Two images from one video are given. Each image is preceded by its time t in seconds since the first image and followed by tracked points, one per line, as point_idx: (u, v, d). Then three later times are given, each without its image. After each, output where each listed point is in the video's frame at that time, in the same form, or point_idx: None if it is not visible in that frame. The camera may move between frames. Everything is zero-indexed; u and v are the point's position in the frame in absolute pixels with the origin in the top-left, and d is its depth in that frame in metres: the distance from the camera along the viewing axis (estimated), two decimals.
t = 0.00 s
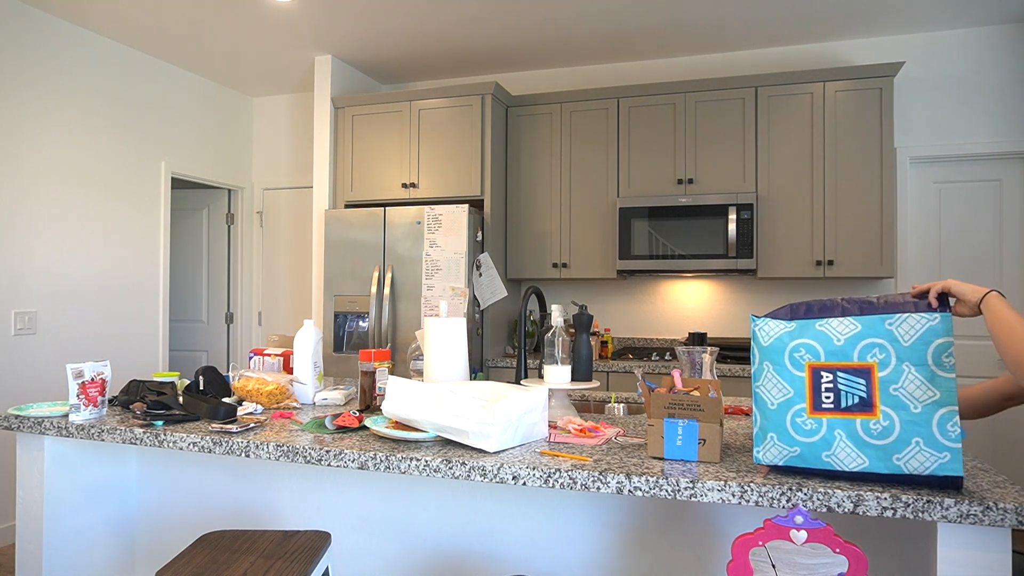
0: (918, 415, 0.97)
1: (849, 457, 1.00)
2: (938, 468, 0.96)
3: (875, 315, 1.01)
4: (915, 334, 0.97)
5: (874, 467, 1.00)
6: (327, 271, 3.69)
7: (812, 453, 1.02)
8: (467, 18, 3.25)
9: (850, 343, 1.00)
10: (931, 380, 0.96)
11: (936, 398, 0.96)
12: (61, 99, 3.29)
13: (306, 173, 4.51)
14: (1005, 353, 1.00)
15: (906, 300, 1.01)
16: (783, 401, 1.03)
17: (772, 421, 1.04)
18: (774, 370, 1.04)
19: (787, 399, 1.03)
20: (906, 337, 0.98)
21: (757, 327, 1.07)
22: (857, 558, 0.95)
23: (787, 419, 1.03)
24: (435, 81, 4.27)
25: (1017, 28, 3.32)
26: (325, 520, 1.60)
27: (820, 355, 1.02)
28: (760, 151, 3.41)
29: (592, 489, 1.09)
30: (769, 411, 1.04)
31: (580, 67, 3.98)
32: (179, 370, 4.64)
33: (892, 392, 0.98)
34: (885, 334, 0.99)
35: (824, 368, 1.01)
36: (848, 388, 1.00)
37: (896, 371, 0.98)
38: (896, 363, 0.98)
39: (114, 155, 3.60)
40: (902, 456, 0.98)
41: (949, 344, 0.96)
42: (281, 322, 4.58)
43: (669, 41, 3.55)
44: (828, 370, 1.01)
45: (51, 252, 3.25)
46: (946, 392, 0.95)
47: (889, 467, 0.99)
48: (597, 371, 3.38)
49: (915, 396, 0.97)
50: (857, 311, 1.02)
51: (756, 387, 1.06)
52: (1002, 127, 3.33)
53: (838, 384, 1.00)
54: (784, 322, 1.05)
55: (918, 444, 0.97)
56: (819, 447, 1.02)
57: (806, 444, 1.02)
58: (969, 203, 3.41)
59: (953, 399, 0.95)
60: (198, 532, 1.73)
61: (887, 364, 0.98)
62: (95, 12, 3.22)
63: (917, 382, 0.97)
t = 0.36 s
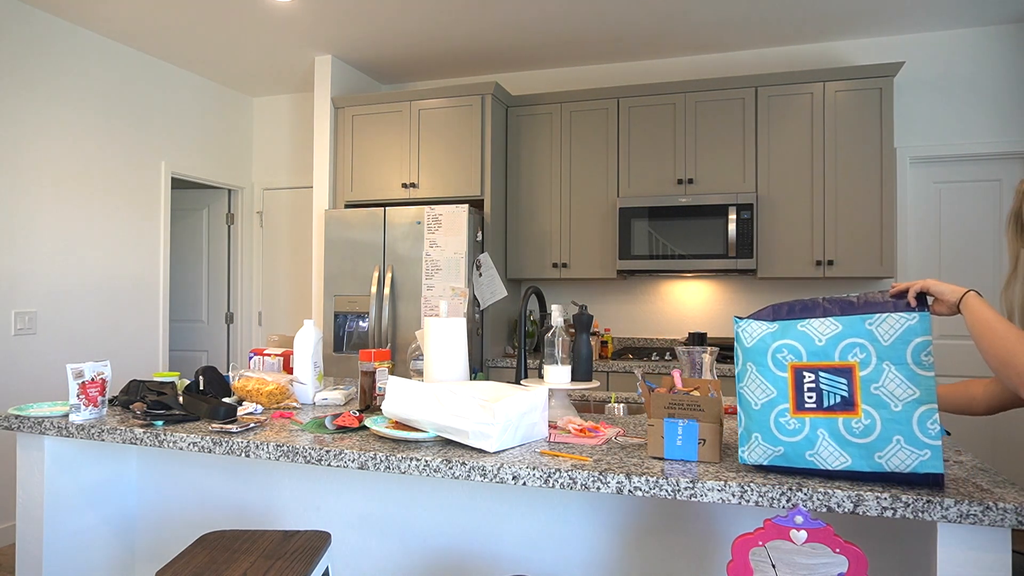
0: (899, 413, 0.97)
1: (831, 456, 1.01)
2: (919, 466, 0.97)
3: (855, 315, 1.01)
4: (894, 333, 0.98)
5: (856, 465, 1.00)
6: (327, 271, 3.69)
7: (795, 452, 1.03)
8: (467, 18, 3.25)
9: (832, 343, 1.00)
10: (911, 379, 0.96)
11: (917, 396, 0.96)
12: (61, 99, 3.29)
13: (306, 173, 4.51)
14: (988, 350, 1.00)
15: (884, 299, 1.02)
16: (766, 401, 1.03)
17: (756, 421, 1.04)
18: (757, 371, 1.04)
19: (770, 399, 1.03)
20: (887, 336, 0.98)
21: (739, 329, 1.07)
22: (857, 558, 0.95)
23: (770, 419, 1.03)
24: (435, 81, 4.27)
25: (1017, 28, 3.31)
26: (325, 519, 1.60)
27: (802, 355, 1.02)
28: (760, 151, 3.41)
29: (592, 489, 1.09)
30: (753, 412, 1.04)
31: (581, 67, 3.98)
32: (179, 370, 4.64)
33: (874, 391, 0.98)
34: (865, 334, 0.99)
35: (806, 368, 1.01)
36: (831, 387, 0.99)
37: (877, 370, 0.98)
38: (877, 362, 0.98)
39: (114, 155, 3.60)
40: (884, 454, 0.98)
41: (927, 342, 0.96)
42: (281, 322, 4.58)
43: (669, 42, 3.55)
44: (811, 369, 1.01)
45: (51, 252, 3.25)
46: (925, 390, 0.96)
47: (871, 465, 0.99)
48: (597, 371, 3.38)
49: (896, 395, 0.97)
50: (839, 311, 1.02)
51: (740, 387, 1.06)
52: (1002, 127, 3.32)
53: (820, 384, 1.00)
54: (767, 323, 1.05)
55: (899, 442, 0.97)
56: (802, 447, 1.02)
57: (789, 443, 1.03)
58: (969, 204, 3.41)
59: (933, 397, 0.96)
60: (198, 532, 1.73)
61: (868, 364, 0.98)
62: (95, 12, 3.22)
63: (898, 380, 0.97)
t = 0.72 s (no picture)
0: (894, 413, 0.97)
1: (825, 453, 1.01)
2: (912, 466, 0.97)
3: (854, 314, 1.00)
4: (892, 333, 0.97)
5: (850, 463, 1.00)
6: (327, 271, 3.69)
7: (790, 448, 1.04)
8: (467, 18, 3.25)
9: (829, 341, 1.01)
10: (907, 380, 0.96)
11: (912, 397, 0.96)
12: (61, 99, 3.29)
13: (306, 173, 4.51)
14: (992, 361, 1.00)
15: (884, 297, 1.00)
16: (762, 397, 1.04)
17: (752, 416, 1.06)
18: (754, 367, 1.05)
19: (766, 395, 1.04)
20: (884, 336, 0.98)
21: (739, 325, 1.08)
22: (857, 558, 0.95)
23: (765, 414, 1.04)
24: (436, 81, 4.27)
25: (1017, 28, 3.31)
26: (325, 520, 1.60)
27: (799, 352, 1.02)
28: (760, 151, 3.41)
29: (592, 489, 1.09)
30: (750, 406, 1.06)
31: (581, 67, 3.98)
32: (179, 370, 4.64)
33: (869, 390, 0.98)
34: (863, 333, 0.99)
35: (802, 365, 1.02)
36: (827, 385, 1.00)
37: (873, 369, 0.98)
38: (874, 362, 0.98)
39: (114, 155, 3.60)
40: (877, 453, 0.98)
41: (925, 343, 0.96)
42: (281, 322, 4.58)
43: (669, 41, 3.55)
44: (807, 367, 1.02)
45: (51, 251, 3.25)
46: (921, 391, 0.95)
47: (865, 463, 0.99)
48: (597, 371, 3.38)
49: (891, 394, 0.97)
50: (837, 309, 1.02)
51: (737, 382, 1.07)
52: (1002, 126, 3.32)
53: (816, 381, 1.01)
54: (766, 320, 1.06)
55: (893, 441, 0.97)
56: (796, 443, 1.03)
57: (783, 439, 1.04)
58: (969, 203, 3.42)
59: (928, 398, 0.95)
60: (198, 532, 1.73)
61: (864, 363, 0.98)
62: (95, 12, 3.22)
63: (893, 380, 0.97)
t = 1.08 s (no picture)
0: (919, 420, 0.96)
1: (850, 462, 1.00)
2: (938, 468, 0.97)
3: (868, 322, 0.99)
4: (911, 339, 0.97)
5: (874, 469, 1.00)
6: (327, 271, 3.69)
7: (811, 460, 1.02)
8: (467, 18, 3.25)
9: (845, 352, 0.99)
10: (931, 385, 0.96)
11: (936, 402, 0.96)
12: (61, 99, 3.29)
13: (307, 173, 4.51)
14: (997, 351, 0.90)
15: (892, 306, 1.01)
16: (780, 412, 1.02)
17: (770, 431, 1.03)
18: (768, 382, 1.02)
19: (783, 410, 1.01)
20: (903, 342, 0.97)
21: (747, 337, 1.05)
22: (857, 558, 0.95)
23: (783, 429, 1.02)
24: (436, 81, 4.27)
25: (1017, 28, 3.31)
26: (326, 520, 1.60)
27: (815, 364, 1.00)
28: (760, 151, 3.41)
29: (592, 489, 1.09)
30: (766, 421, 1.03)
31: (581, 67, 3.98)
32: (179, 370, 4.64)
33: (892, 399, 0.97)
34: (880, 341, 0.98)
35: (819, 378, 1.00)
36: (846, 397, 0.98)
37: (895, 377, 0.97)
38: (895, 369, 0.97)
39: (114, 155, 3.60)
40: (903, 458, 0.98)
41: (947, 346, 0.96)
42: (281, 322, 4.58)
43: (669, 41, 3.55)
44: (824, 379, 0.99)
45: (51, 251, 3.25)
46: (946, 395, 0.96)
47: (891, 467, 0.99)
48: (597, 371, 3.38)
49: (916, 402, 0.96)
50: (850, 317, 1.00)
51: (751, 398, 1.05)
52: (1002, 126, 3.32)
53: (834, 394, 0.99)
54: (776, 330, 1.02)
55: (919, 446, 0.97)
56: (818, 455, 1.01)
57: (805, 452, 1.02)
58: (969, 203, 3.41)
59: (953, 401, 0.96)
60: (198, 532, 1.73)
61: (885, 372, 0.97)
62: (95, 12, 3.22)
63: (916, 387, 0.96)
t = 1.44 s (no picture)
0: (941, 439, 0.92)
1: (864, 478, 0.97)
2: (958, 495, 0.93)
3: (898, 334, 0.97)
4: (940, 353, 0.93)
5: (890, 489, 0.96)
6: (328, 271, 3.69)
7: (824, 473, 0.99)
8: (467, 18, 3.25)
9: (870, 360, 0.96)
10: (956, 403, 0.92)
11: (960, 422, 0.92)
12: (62, 99, 3.29)
13: (307, 173, 4.51)
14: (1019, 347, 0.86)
15: (923, 320, 0.98)
16: (796, 417, 1.00)
17: (784, 437, 1.01)
18: (788, 384, 1.01)
19: (800, 414, 1.00)
20: (931, 356, 0.93)
21: (771, 338, 1.04)
22: (857, 558, 0.95)
23: (799, 436, 1.00)
24: (436, 81, 4.27)
25: (1017, 28, 3.31)
26: (326, 519, 1.60)
27: (838, 370, 0.98)
28: (760, 151, 3.41)
29: (592, 489, 1.09)
30: (782, 426, 1.01)
31: (580, 67, 3.98)
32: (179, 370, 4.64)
33: (914, 413, 0.93)
34: (908, 353, 0.95)
35: (841, 385, 0.98)
36: (866, 406, 0.96)
37: (919, 391, 0.94)
38: (919, 384, 0.93)
39: (114, 155, 3.60)
40: (921, 481, 0.94)
41: (975, 364, 0.91)
42: (281, 322, 4.58)
43: (669, 41, 3.55)
44: (845, 386, 0.97)
45: (51, 251, 3.25)
46: (971, 416, 0.91)
47: (908, 489, 0.95)
48: (597, 371, 3.38)
49: (938, 419, 0.92)
50: (878, 328, 0.99)
51: (769, 400, 1.03)
52: (1001, 126, 3.32)
53: (855, 403, 0.96)
54: (801, 333, 1.02)
55: (940, 469, 0.93)
56: (832, 467, 0.98)
57: (818, 463, 0.99)
58: (969, 203, 3.42)
59: (979, 423, 0.91)
60: (199, 532, 1.73)
61: (909, 385, 0.94)
62: (95, 12, 3.22)
63: (941, 404, 0.92)
